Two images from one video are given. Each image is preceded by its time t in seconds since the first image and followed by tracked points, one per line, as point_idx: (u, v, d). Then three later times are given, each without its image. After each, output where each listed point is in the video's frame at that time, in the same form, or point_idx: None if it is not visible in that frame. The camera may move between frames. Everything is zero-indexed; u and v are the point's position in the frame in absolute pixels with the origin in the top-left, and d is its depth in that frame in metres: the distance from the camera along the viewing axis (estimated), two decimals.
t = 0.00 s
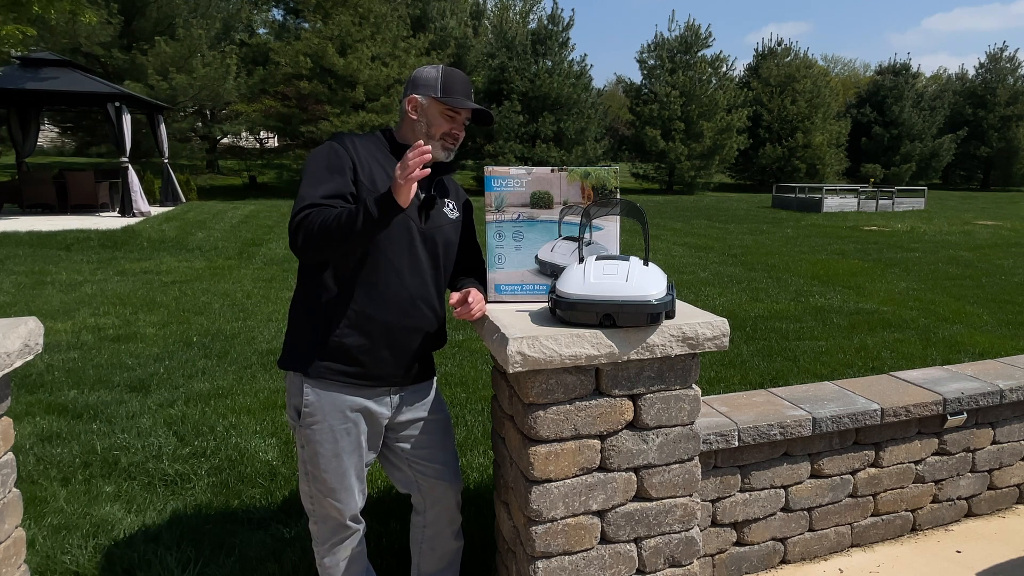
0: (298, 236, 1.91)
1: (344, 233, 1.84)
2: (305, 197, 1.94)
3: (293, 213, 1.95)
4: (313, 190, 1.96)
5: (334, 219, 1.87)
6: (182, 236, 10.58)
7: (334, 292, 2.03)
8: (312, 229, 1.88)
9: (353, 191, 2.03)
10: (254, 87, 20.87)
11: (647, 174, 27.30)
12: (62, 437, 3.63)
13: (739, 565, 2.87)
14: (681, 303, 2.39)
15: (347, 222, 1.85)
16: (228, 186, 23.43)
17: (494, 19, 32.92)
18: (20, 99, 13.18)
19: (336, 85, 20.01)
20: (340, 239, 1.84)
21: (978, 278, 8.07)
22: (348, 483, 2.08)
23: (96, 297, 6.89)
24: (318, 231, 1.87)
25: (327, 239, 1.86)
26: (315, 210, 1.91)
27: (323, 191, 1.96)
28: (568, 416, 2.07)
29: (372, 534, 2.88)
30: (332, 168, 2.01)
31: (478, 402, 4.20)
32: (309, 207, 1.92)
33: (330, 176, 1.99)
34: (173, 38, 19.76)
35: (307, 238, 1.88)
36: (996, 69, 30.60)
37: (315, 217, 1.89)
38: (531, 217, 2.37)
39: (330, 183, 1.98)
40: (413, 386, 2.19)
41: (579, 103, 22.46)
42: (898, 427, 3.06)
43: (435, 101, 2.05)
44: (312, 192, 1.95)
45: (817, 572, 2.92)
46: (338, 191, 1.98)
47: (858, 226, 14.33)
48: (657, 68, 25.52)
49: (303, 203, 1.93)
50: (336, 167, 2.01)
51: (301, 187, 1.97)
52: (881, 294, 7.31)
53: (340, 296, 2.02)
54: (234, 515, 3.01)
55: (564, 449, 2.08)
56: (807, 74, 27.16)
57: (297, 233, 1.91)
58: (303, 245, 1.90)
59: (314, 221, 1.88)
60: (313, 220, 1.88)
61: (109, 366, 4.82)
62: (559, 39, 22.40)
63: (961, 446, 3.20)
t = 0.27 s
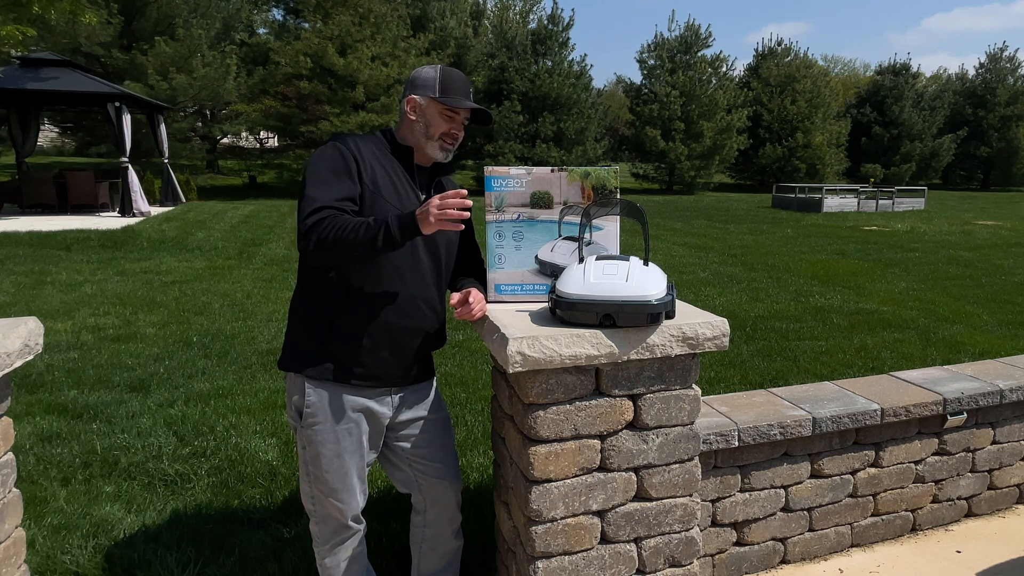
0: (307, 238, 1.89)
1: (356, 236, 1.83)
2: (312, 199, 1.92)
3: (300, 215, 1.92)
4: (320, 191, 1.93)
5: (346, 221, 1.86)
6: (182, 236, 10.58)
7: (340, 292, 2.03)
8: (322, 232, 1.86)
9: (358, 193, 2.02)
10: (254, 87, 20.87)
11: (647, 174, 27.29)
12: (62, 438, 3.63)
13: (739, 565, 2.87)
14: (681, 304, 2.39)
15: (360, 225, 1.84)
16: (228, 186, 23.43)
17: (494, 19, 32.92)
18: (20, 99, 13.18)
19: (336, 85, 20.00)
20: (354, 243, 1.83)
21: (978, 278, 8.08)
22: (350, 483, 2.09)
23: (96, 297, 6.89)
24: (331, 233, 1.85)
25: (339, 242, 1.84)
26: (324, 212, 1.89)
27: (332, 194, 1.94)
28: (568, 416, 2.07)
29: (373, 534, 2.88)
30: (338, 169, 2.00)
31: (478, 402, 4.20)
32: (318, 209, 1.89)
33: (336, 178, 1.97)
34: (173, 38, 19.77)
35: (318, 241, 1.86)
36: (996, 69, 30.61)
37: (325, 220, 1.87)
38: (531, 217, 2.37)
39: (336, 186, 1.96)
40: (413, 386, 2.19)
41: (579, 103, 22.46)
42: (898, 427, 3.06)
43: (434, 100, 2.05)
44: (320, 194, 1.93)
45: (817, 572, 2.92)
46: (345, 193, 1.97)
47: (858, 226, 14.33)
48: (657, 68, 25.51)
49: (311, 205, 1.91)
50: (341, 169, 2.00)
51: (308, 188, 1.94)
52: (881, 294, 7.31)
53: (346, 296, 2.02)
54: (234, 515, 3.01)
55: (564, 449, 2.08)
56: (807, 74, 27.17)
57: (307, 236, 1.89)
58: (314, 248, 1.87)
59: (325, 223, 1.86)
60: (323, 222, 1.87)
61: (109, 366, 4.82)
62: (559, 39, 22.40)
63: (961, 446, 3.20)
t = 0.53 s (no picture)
0: (310, 237, 1.89)
1: (360, 234, 1.83)
2: (315, 198, 1.92)
3: (304, 215, 1.92)
4: (323, 190, 1.94)
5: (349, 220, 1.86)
6: (182, 236, 10.58)
7: (341, 293, 2.03)
8: (326, 230, 1.85)
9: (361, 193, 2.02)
10: (254, 87, 20.87)
11: (647, 174, 27.29)
12: (62, 438, 3.63)
13: (739, 564, 2.87)
14: (681, 303, 2.39)
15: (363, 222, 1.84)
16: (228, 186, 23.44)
17: (494, 20, 32.93)
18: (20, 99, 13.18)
19: (336, 85, 20.01)
20: (358, 240, 1.83)
21: (977, 278, 8.08)
22: (349, 484, 2.09)
23: (96, 297, 6.89)
24: (335, 231, 1.84)
25: (343, 240, 1.84)
26: (327, 211, 1.89)
27: (336, 194, 1.94)
28: (568, 416, 2.07)
29: (372, 534, 2.88)
30: (340, 169, 2.00)
31: (478, 402, 4.20)
32: (321, 208, 1.90)
33: (339, 178, 1.98)
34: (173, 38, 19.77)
35: (323, 241, 1.85)
36: (996, 69, 30.60)
37: (329, 218, 1.87)
38: (531, 217, 2.37)
39: (339, 185, 1.96)
40: (413, 386, 2.19)
41: (579, 103, 22.47)
42: (898, 427, 3.06)
43: (435, 100, 2.05)
44: (324, 193, 1.93)
45: (817, 572, 2.92)
46: (347, 192, 1.97)
47: (858, 225, 14.33)
48: (656, 68, 25.51)
49: (314, 204, 1.91)
50: (343, 170, 2.00)
51: (310, 188, 1.95)
52: (881, 294, 7.31)
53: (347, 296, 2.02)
54: (234, 515, 3.01)
55: (564, 449, 2.08)
56: (807, 74, 27.16)
57: (312, 236, 1.88)
58: (318, 247, 1.87)
59: (328, 222, 1.86)
60: (326, 220, 1.86)
61: (109, 366, 4.82)
62: (559, 39, 22.40)
63: (961, 446, 3.20)
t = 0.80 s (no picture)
0: (313, 231, 1.89)
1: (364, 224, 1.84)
2: (317, 193, 1.93)
3: (307, 211, 1.92)
4: (324, 187, 1.94)
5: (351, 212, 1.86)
6: (182, 236, 10.57)
7: (341, 290, 2.02)
8: (329, 222, 1.86)
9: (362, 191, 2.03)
10: (254, 87, 20.86)
11: (647, 174, 27.29)
12: (62, 438, 3.63)
13: (739, 564, 2.87)
14: (681, 304, 2.39)
15: (364, 211, 1.84)
16: (228, 186, 23.45)
17: (494, 20, 32.92)
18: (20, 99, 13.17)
19: (336, 85, 20.01)
20: (359, 232, 1.83)
21: (978, 278, 8.07)
22: (349, 484, 2.09)
23: (96, 297, 6.89)
24: (337, 224, 1.85)
25: (344, 232, 1.84)
26: (329, 206, 1.90)
27: (338, 190, 1.94)
28: (568, 416, 2.07)
29: (372, 534, 2.88)
30: (342, 167, 2.01)
31: (478, 402, 4.20)
32: (324, 203, 1.90)
33: (340, 175, 1.98)
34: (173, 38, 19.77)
35: (326, 236, 1.86)
36: (996, 69, 30.59)
37: (331, 213, 1.87)
38: (531, 217, 2.37)
39: (341, 181, 1.97)
40: (413, 386, 2.19)
41: (579, 103, 22.46)
42: (898, 427, 3.06)
43: (434, 100, 2.05)
44: (326, 190, 1.93)
45: (817, 572, 2.92)
46: (349, 189, 1.97)
47: (858, 225, 14.33)
48: (657, 68, 25.49)
49: (317, 199, 1.92)
50: (345, 168, 2.01)
51: (311, 185, 1.96)
52: (881, 294, 7.31)
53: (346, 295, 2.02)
54: (234, 515, 3.01)
55: (564, 449, 2.08)
56: (807, 74, 27.16)
57: (315, 231, 1.88)
58: (320, 241, 1.87)
59: (330, 216, 1.87)
60: (328, 214, 1.87)
61: (109, 366, 4.82)
62: (559, 39, 22.40)
63: (961, 446, 3.20)
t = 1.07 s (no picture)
0: (315, 232, 1.89)
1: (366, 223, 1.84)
2: (318, 194, 1.93)
3: (308, 212, 1.92)
4: (325, 188, 1.94)
5: (353, 211, 1.86)
6: (182, 237, 10.57)
7: (342, 291, 2.02)
8: (330, 222, 1.86)
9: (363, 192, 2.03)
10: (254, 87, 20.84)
11: (647, 174, 27.28)
12: (62, 438, 3.63)
13: (739, 564, 2.88)
14: (681, 304, 2.39)
15: (366, 210, 1.84)
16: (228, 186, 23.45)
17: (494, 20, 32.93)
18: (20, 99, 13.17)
19: (336, 85, 20.01)
20: (362, 231, 1.83)
21: (978, 278, 8.08)
22: (349, 484, 2.08)
23: (96, 297, 6.89)
24: (339, 223, 1.85)
25: (346, 232, 1.84)
26: (330, 206, 1.90)
27: (339, 191, 1.94)
28: (568, 416, 2.07)
29: (372, 534, 2.88)
30: (342, 167, 2.01)
31: (478, 403, 4.20)
32: (326, 203, 1.90)
33: (341, 175, 1.98)
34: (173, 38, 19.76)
35: (328, 236, 1.86)
36: (996, 69, 30.59)
37: (332, 213, 1.87)
38: (530, 217, 2.37)
39: (342, 181, 1.97)
40: (413, 386, 2.19)
41: (579, 103, 22.46)
42: (898, 427, 3.06)
43: (434, 100, 2.05)
44: (327, 191, 1.93)
45: (817, 572, 2.92)
46: (350, 189, 1.97)
47: (858, 225, 14.32)
48: (656, 68, 25.50)
49: (318, 199, 1.92)
50: (346, 168, 2.01)
51: (312, 185, 1.96)
52: (881, 294, 7.31)
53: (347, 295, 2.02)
54: (234, 515, 3.01)
55: (564, 449, 2.08)
56: (807, 73, 27.16)
57: (316, 232, 1.88)
58: (322, 241, 1.87)
59: (332, 216, 1.87)
60: (331, 214, 1.87)
61: (109, 366, 4.82)
62: (559, 39, 22.39)
63: (961, 446, 3.20)
